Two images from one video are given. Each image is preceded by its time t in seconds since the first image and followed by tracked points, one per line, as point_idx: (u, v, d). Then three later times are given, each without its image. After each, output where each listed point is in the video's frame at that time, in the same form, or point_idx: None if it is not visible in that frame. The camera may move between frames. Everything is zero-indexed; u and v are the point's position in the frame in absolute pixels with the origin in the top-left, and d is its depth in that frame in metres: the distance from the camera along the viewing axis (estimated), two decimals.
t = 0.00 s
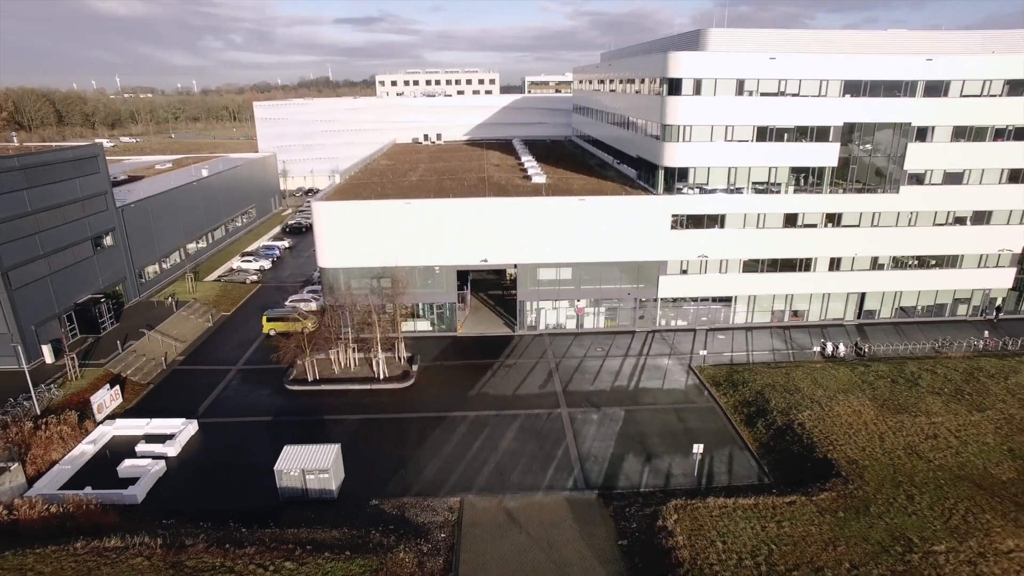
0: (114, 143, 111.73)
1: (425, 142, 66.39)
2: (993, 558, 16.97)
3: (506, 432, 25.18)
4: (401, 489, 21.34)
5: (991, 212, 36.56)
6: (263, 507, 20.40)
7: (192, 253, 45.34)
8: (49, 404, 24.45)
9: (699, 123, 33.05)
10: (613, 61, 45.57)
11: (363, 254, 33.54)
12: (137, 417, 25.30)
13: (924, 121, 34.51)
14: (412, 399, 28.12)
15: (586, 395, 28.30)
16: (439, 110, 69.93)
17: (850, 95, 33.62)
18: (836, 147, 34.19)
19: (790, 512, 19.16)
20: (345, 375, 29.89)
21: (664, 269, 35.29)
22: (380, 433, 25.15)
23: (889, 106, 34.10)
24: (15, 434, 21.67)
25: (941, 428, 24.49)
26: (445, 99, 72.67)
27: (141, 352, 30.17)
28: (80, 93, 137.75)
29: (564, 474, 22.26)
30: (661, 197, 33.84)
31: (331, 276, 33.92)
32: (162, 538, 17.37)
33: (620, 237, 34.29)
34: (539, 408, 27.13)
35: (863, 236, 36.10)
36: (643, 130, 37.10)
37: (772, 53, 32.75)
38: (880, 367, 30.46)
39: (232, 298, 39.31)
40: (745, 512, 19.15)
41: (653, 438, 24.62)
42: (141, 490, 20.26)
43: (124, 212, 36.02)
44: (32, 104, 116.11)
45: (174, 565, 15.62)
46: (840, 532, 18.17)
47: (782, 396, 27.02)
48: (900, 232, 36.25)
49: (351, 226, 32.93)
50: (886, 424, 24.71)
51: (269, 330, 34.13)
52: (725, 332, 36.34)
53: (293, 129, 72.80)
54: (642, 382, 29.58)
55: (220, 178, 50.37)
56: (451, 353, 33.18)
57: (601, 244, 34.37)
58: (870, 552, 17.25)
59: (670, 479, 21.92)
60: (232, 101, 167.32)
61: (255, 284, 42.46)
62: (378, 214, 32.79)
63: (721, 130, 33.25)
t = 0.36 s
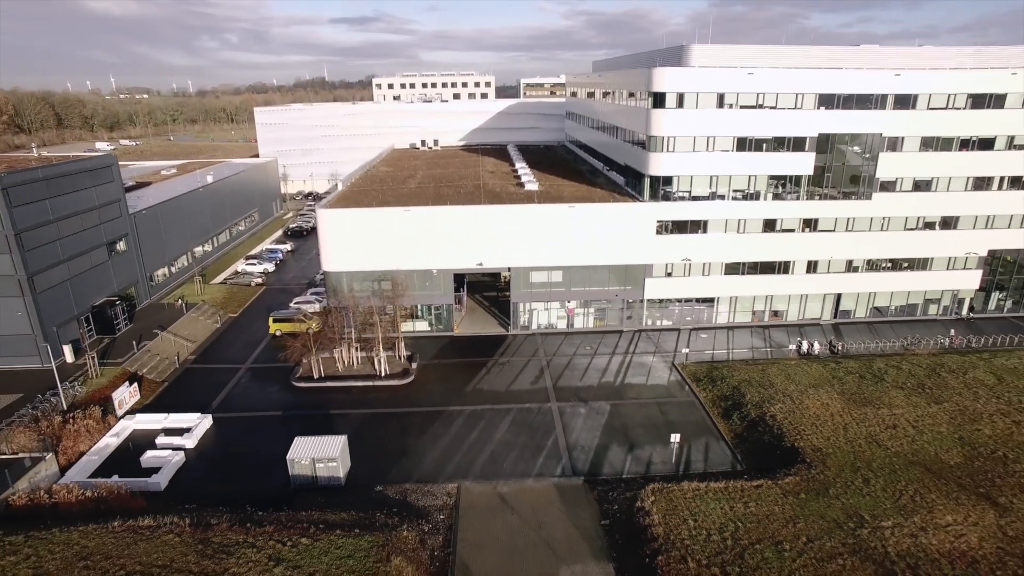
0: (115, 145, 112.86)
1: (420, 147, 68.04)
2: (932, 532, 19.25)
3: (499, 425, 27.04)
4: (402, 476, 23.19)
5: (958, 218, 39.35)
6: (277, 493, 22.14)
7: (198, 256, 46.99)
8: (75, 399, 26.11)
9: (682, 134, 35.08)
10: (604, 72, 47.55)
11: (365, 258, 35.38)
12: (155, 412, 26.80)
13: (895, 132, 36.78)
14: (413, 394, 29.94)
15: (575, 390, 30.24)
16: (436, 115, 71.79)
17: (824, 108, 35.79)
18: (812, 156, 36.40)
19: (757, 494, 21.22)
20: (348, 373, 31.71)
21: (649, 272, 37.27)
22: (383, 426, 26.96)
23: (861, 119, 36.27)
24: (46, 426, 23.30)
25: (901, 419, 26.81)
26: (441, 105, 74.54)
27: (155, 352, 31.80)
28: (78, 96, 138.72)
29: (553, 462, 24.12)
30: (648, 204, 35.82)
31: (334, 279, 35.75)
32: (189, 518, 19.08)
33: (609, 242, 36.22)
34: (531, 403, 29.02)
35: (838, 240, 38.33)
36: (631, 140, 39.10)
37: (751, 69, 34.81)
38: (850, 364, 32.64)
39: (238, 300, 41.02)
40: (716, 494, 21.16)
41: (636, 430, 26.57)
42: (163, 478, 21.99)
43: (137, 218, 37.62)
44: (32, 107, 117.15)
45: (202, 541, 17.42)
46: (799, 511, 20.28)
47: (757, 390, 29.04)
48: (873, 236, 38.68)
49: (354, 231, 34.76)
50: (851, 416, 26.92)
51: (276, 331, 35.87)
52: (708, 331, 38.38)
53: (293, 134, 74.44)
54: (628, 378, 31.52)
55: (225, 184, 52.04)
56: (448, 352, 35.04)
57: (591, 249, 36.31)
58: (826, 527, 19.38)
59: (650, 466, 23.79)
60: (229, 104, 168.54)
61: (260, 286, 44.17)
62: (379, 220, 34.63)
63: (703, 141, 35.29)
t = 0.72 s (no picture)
0: (112, 149, 113.76)
1: (420, 152, 70.17)
2: (881, 511, 21.57)
3: (492, 419, 28.92)
4: (402, 466, 25.04)
5: (925, 222, 41.80)
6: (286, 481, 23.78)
7: (202, 260, 48.57)
8: (94, 396, 27.79)
9: (664, 144, 37.13)
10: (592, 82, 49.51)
11: (364, 262, 37.20)
12: (169, 408, 28.43)
13: (866, 142, 39.37)
14: (410, 391, 31.74)
15: (563, 386, 32.20)
16: (431, 121, 73.62)
17: (798, 119, 38.08)
18: (787, 165, 38.53)
19: (727, 479, 23.30)
20: (350, 371, 33.53)
21: (635, 275, 39.28)
22: (383, 420, 28.78)
23: (833, 129, 38.63)
24: (70, 421, 24.96)
25: (864, 412, 29.11)
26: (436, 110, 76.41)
27: (166, 351, 33.42)
28: (74, 99, 139.32)
29: (541, 452, 26.01)
30: (632, 210, 37.84)
31: (335, 282, 37.54)
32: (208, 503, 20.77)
33: (596, 246, 38.17)
34: (521, 398, 30.92)
35: (813, 244, 40.52)
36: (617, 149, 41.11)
37: (729, 83, 36.90)
38: (821, 361, 34.80)
39: (242, 302, 42.68)
40: (690, 478, 23.22)
41: (619, 422, 28.55)
42: (181, 468, 23.19)
43: (145, 224, 39.20)
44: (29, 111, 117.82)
45: (223, 522, 19.23)
46: (764, 493, 22.41)
47: (733, 386, 31.07)
48: (846, 239, 40.95)
49: (353, 237, 36.56)
50: (818, 409, 29.11)
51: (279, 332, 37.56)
52: (690, 331, 40.42)
53: (291, 139, 76.04)
54: (613, 375, 33.48)
55: (226, 190, 53.67)
56: (444, 351, 36.88)
57: (579, 253, 38.27)
58: (789, 508, 21.57)
59: (631, 456, 25.75)
60: (225, 106, 169.47)
61: (262, 288, 45.85)
62: (378, 227, 36.46)
63: (684, 151, 37.39)
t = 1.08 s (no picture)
0: (103, 152, 114.10)
1: (409, 156, 71.77)
2: (833, 492, 23.95)
3: (480, 413, 30.86)
4: (396, 457, 26.87)
5: (889, 225, 44.27)
6: (289, 471, 25.52)
7: (199, 264, 50.01)
8: (103, 395, 29.34)
9: (642, 153, 39.28)
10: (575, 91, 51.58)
11: (357, 266, 38.96)
12: (174, 406, 29.96)
13: (833, 150, 41.71)
14: (403, 388, 33.56)
15: (547, 382, 34.20)
16: (420, 126, 75.36)
17: (769, 128, 40.30)
18: (758, 172, 40.81)
19: (695, 465, 25.42)
20: (345, 370, 35.19)
21: (615, 277, 41.39)
22: (377, 415, 30.58)
23: (802, 137, 40.93)
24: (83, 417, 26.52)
25: (825, 402, 31.47)
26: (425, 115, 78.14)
27: (168, 353, 34.96)
28: (62, 102, 139.02)
29: (526, 443, 27.99)
30: (612, 215, 39.93)
31: (329, 285, 39.26)
32: (217, 491, 22.47)
33: (578, 249, 40.23)
34: (507, 394, 32.88)
35: (784, 246, 42.86)
36: (598, 157, 43.17)
37: (703, 95, 39.10)
38: (789, 356, 37.11)
39: (239, 304, 44.22)
40: (661, 465, 25.34)
41: (599, 415, 30.60)
42: (188, 461, 24.66)
43: (145, 230, 40.66)
44: (17, 115, 117.63)
45: (232, 508, 20.96)
46: (728, 477, 24.61)
47: (706, 380, 33.27)
48: (815, 241, 43.32)
49: (347, 242, 38.29)
50: (783, 400, 31.38)
51: (276, 333, 39.03)
52: (668, 329, 42.59)
53: (283, 144, 77.36)
54: (594, 372, 35.55)
55: (222, 195, 55.11)
56: (435, 350, 38.76)
57: (562, 256, 40.31)
58: (750, 490, 23.78)
59: (609, 445, 27.82)
60: (214, 108, 169.64)
61: (258, 290, 47.39)
62: (370, 232, 38.24)
63: (661, 159, 39.55)
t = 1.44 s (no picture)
0: (95, 156, 114.69)
1: (400, 161, 73.48)
2: (793, 476, 26.18)
3: (468, 407, 32.80)
4: (390, 449, 28.74)
5: (858, 227, 46.66)
6: (290, 462, 27.29)
7: (197, 267, 51.53)
8: (111, 393, 30.94)
9: (622, 161, 41.36)
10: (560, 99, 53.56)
11: (351, 270, 40.74)
12: (179, 403, 31.45)
13: (804, 157, 43.94)
14: (396, 385, 35.41)
15: (532, 379, 36.19)
16: (411, 130, 77.06)
17: (743, 137, 42.44)
18: (732, 178, 42.99)
19: (667, 453, 27.54)
20: (341, 368, 36.95)
21: (597, 278, 43.46)
22: (371, 410, 32.42)
23: (774, 145, 43.12)
24: (94, 414, 28.06)
25: (792, 395, 33.71)
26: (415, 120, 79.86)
27: (171, 353, 36.58)
28: (52, 105, 139.08)
29: (511, 435, 29.94)
30: (594, 220, 41.98)
31: (324, 287, 41.03)
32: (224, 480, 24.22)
33: (562, 252, 42.25)
34: (494, 390, 34.84)
35: (758, 248, 45.13)
36: (581, 164, 45.19)
37: (680, 105, 41.22)
38: (761, 353, 39.36)
39: (237, 306, 45.85)
40: (636, 453, 27.45)
41: (580, 409, 32.64)
42: (195, 454, 26.28)
43: (146, 236, 42.19)
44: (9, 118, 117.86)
45: (239, 495, 22.74)
46: (697, 463, 26.76)
47: (682, 376, 35.42)
48: (788, 244, 45.61)
49: (341, 247, 40.05)
50: (753, 393, 33.58)
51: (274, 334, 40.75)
52: (648, 328, 44.73)
53: (275, 148, 78.83)
54: (577, 369, 37.59)
55: (218, 200, 56.65)
56: (426, 349, 40.63)
57: (547, 259, 42.30)
58: (717, 475, 25.92)
59: (589, 436, 29.86)
60: (205, 110, 170.12)
61: (255, 293, 49.02)
62: (363, 237, 40.02)
63: (640, 166, 41.66)
